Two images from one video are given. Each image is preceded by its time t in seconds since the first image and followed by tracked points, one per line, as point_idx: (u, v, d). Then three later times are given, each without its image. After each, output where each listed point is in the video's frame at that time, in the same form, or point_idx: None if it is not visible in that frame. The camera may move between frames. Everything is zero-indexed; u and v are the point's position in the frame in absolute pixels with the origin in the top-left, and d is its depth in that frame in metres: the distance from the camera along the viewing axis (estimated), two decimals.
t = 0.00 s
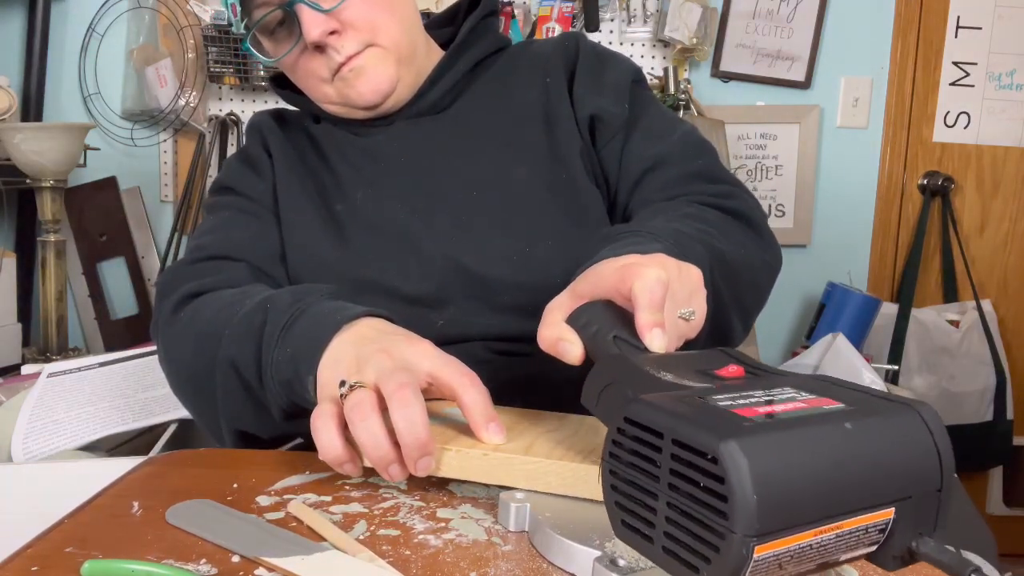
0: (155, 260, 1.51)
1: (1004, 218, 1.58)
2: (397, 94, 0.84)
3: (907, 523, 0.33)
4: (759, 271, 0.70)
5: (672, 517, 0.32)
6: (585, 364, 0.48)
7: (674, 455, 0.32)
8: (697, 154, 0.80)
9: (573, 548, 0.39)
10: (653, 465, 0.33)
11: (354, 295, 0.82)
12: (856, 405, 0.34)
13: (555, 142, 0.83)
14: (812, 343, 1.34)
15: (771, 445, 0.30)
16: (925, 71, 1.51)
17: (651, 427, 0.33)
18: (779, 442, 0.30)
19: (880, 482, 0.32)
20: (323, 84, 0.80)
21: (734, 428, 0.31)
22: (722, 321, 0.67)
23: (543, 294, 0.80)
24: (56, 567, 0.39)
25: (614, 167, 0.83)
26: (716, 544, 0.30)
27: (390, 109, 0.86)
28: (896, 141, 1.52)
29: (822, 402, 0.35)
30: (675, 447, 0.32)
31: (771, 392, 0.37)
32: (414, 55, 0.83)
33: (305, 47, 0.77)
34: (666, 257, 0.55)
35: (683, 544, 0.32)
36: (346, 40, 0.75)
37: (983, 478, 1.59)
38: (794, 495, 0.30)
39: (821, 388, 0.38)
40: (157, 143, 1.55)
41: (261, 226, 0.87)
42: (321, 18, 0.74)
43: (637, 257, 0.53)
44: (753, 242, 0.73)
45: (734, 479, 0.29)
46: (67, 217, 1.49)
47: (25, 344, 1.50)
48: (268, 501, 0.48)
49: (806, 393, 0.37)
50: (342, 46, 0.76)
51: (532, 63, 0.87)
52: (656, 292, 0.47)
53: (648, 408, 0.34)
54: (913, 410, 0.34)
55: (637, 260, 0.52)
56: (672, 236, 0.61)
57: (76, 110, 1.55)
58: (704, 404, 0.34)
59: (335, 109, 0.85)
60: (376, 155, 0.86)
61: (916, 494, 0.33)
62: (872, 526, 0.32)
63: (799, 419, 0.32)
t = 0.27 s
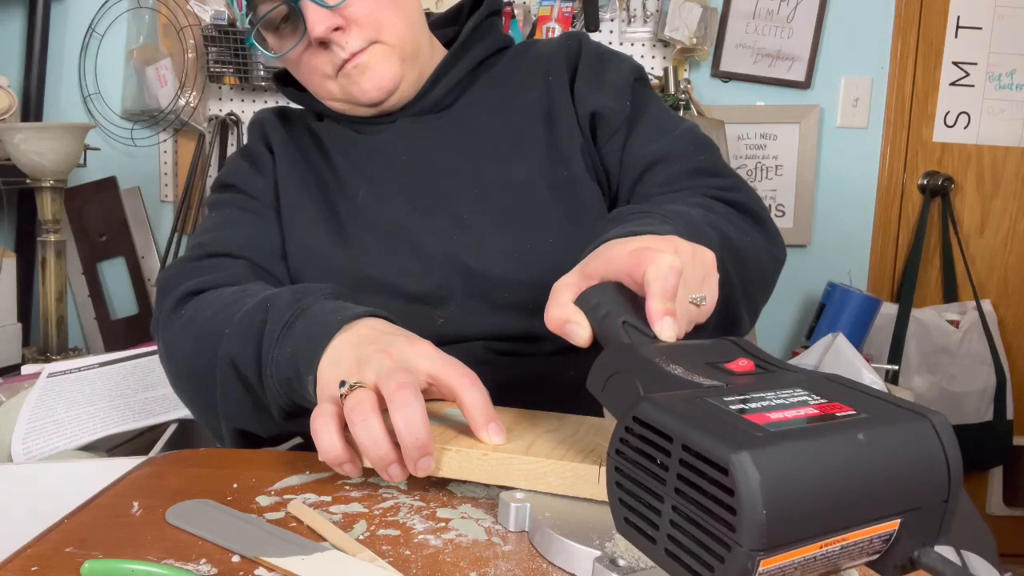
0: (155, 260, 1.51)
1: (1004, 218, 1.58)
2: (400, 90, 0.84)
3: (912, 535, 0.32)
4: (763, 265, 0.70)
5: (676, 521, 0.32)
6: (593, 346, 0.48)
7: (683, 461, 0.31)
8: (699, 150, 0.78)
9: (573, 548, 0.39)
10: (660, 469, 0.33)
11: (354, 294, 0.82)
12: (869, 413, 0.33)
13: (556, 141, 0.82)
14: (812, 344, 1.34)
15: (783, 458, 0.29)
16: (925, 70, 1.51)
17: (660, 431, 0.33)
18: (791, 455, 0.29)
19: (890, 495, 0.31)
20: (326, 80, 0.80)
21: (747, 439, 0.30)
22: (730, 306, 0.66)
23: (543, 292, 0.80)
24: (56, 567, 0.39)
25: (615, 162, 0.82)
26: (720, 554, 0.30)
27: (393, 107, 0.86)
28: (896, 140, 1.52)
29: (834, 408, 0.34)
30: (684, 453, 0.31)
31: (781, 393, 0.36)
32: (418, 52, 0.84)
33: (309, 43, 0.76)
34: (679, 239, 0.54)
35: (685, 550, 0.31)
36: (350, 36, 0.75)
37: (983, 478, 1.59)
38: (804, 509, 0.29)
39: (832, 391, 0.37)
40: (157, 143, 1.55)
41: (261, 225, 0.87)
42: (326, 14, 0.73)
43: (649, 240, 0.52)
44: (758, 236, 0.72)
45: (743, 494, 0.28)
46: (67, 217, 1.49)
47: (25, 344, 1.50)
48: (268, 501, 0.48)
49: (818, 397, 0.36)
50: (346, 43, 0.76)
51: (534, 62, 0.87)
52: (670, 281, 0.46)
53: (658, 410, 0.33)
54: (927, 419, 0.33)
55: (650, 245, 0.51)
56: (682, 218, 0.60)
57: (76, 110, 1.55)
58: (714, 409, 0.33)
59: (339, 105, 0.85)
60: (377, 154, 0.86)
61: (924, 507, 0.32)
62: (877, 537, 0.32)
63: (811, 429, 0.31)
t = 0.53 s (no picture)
0: (156, 260, 1.51)
1: (1004, 218, 1.58)
2: (408, 90, 0.84)
3: (914, 544, 0.32)
4: (769, 257, 0.68)
5: (681, 525, 0.32)
6: (600, 330, 0.47)
7: (693, 468, 0.31)
8: (704, 145, 0.76)
9: (572, 548, 0.39)
10: (668, 472, 0.32)
11: (355, 293, 0.82)
12: (881, 421, 0.33)
13: (557, 140, 0.82)
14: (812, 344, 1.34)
15: (795, 470, 0.29)
16: (925, 70, 1.51)
17: (670, 434, 0.32)
18: (802, 467, 0.29)
19: (897, 506, 0.31)
20: (333, 76, 0.80)
21: (759, 450, 0.29)
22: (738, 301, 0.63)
23: (544, 291, 0.80)
24: (56, 567, 0.39)
25: (617, 159, 0.82)
26: (725, 562, 0.30)
27: (401, 105, 0.86)
28: (896, 140, 1.52)
29: (846, 414, 0.34)
30: (693, 459, 0.31)
31: (791, 396, 0.36)
32: (426, 47, 0.83)
33: (316, 37, 0.76)
34: (691, 223, 0.53)
35: (689, 554, 0.31)
36: (358, 31, 0.75)
37: (983, 478, 1.59)
38: (812, 522, 0.29)
39: (842, 392, 0.36)
40: (157, 143, 1.55)
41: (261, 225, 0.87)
42: (334, 10, 0.73)
43: (663, 223, 0.51)
44: (761, 230, 0.69)
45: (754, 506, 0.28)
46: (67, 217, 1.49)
47: (26, 344, 1.51)
48: (268, 501, 0.48)
49: (829, 400, 0.35)
50: (354, 39, 0.75)
51: (536, 61, 0.86)
52: (683, 269, 0.45)
53: (669, 412, 0.33)
54: (937, 428, 0.32)
55: (664, 229, 0.49)
56: (693, 202, 0.59)
57: (76, 110, 1.55)
58: (725, 414, 0.33)
59: (346, 102, 0.85)
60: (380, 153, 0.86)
61: (929, 517, 0.32)
62: (880, 546, 0.31)
63: (824, 439, 0.31)
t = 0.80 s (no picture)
0: (155, 260, 1.51)
1: (1004, 218, 1.58)
2: (412, 82, 0.84)
3: (915, 548, 0.32)
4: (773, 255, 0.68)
5: (683, 527, 0.32)
6: (603, 324, 0.47)
7: (696, 471, 0.31)
8: (706, 144, 0.76)
9: (572, 548, 0.39)
10: (671, 473, 0.32)
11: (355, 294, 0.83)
12: (885, 424, 0.33)
13: (558, 139, 0.82)
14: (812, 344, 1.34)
15: (799, 476, 0.29)
16: (925, 70, 1.50)
17: (674, 435, 0.32)
18: (806, 471, 0.29)
19: (899, 511, 0.31)
20: (337, 67, 0.80)
21: (764, 455, 0.29)
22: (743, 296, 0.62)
23: (545, 290, 0.80)
24: (56, 568, 0.39)
25: (619, 158, 0.81)
26: (726, 565, 0.30)
27: (407, 97, 0.87)
28: (897, 140, 1.51)
29: (850, 417, 0.33)
30: (697, 462, 0.31)
31: (795, 397, 0.35)
32: (432, 44, 0.84)
33: (324, 27, 0.76)
34: (697, 217, 0.52)
35: (690, 556, 0.31)
36: (366, 23, 0.76)
37: (983, 478, 1.59)
38: (815, 527, 0.29)
39: (846, 393, 0.36)
40: (157, 143, 1.55)
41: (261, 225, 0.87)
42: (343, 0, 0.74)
43: (668, 217, 0.50)
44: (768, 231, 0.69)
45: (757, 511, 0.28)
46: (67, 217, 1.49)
47: (25, 344, 1.51)
48: (267, 501, 0.48)
49: (833, 402, 0.35)
50: (362, 30, 0.76)
51: (541, 60, 0.86)
52: (687, 266, 0.44)
53: (674, 414, 0.33)
54: (940, 431, 0.32)
55: (669, 224, 0.49)
56: (697, 197, 0.59)
57: (76, 110, 1.55)
58: (729, 416, 0.32)
59: (350, 93, 0.85)
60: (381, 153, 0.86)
61: (930, 521, 0.32)
62: (881, 550, 0.31)
63: (828, 443, 0.31)
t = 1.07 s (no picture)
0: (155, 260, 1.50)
1: (1004, 218, 1.58)
2: (425, 76, 0.85)
3: (916, 550, 0.32)
4: (777, 254, 0.68)
5: (685, 528, 0.32)
6: (606, 320, 0.47)
7: (699, 472, 0.31)
8: (710, 142, 0.75)
9: (572, 547, 0.39)
10: (674, 474, 0.32)
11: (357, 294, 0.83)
12: (889, 426, 0.33)
13: (563, 140, 0.82)
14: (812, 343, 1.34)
15: (804, 480, 0.29)
16: (925, 70, 1.50)
17: (677, 437, 0.32)
18: (811, 475, 0.29)
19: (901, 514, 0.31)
20: (350, 57, 0.80)
21: (769, 457, 0.29)
22: (745, 293, 0.62)
23: (547, 290, 0.80)
24: (55, 568, 0.39)
25: (625, 156, 0.81)
26: (728, 567, 0.30)
27: (417, 91, 0.87)
28: (896, 140, 1.52)
29: (854, 419, 0.33)
30: (700, 464, 0.31)
31: (798, 398, 0.35)
32: (445, 39, 0.84)
33: (342, 16, 0.76)
34: (700, 214, 0.53)
35: (692, 557, 0.32)
36: (384, 14, 0.76)
37: (983, 478, 1.59)
38: (818, 530, 0.29)
39: (849, 395, 0.36)
40: (157, 143, 1.55)
41: (262, 225, 0.87)
42: None
43: (672, 213, 0.50)
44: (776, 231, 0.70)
45: (761, 515, 0.28)
46: (67, 217, 1.49)
47: (26, 344, 1.51)
48: (267, 501, 0.48)
49: (836, 404, 0.35)
50: (379, 20, 0.76)
51: (551, 59, 0.86)
52: (692, 262, 0.44)
53: (678, 414, 0.33)
54: (943, 434, 0.32)
55: (673, 220, 0.49)
56: (701, 192, 0.59)
57: (76, 110, 1.55)
58: (734, 418, 0.32)
59: (360, 84, 0.84)
60: (384, 152, 0.86)
61: (931, 524, 0.32)
62: (882, 552, 0.32)
63: (832, 445, 0.31)
